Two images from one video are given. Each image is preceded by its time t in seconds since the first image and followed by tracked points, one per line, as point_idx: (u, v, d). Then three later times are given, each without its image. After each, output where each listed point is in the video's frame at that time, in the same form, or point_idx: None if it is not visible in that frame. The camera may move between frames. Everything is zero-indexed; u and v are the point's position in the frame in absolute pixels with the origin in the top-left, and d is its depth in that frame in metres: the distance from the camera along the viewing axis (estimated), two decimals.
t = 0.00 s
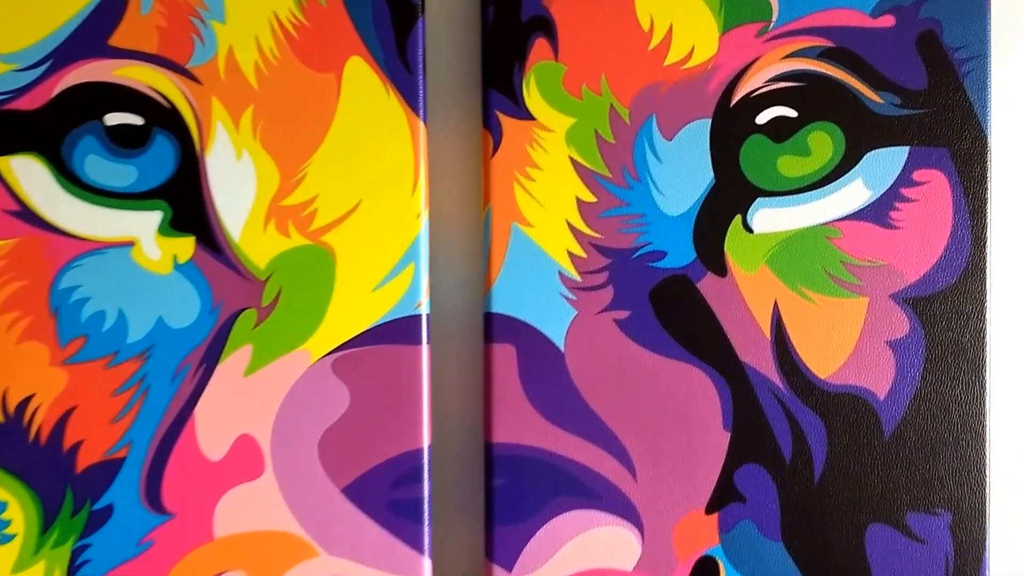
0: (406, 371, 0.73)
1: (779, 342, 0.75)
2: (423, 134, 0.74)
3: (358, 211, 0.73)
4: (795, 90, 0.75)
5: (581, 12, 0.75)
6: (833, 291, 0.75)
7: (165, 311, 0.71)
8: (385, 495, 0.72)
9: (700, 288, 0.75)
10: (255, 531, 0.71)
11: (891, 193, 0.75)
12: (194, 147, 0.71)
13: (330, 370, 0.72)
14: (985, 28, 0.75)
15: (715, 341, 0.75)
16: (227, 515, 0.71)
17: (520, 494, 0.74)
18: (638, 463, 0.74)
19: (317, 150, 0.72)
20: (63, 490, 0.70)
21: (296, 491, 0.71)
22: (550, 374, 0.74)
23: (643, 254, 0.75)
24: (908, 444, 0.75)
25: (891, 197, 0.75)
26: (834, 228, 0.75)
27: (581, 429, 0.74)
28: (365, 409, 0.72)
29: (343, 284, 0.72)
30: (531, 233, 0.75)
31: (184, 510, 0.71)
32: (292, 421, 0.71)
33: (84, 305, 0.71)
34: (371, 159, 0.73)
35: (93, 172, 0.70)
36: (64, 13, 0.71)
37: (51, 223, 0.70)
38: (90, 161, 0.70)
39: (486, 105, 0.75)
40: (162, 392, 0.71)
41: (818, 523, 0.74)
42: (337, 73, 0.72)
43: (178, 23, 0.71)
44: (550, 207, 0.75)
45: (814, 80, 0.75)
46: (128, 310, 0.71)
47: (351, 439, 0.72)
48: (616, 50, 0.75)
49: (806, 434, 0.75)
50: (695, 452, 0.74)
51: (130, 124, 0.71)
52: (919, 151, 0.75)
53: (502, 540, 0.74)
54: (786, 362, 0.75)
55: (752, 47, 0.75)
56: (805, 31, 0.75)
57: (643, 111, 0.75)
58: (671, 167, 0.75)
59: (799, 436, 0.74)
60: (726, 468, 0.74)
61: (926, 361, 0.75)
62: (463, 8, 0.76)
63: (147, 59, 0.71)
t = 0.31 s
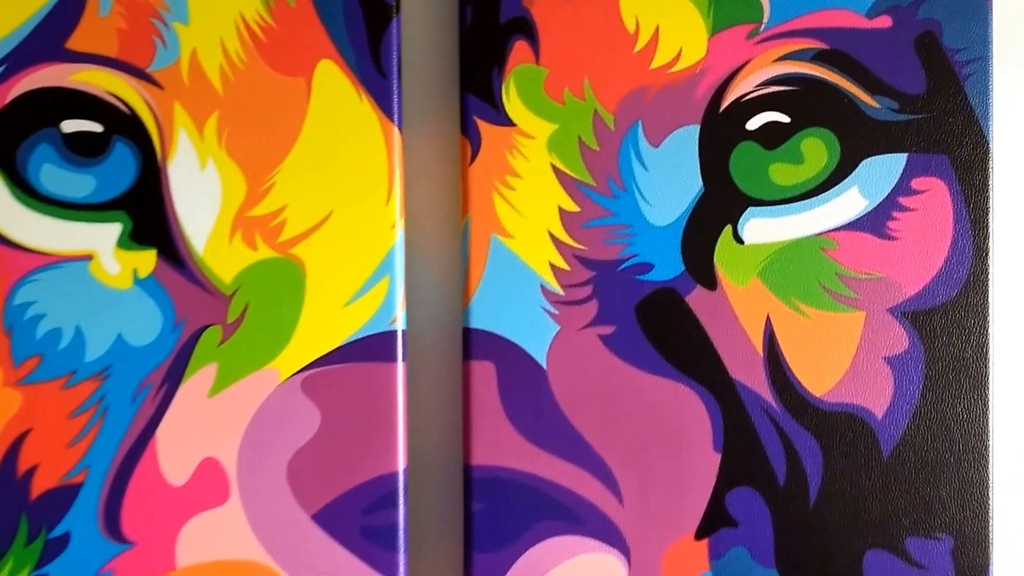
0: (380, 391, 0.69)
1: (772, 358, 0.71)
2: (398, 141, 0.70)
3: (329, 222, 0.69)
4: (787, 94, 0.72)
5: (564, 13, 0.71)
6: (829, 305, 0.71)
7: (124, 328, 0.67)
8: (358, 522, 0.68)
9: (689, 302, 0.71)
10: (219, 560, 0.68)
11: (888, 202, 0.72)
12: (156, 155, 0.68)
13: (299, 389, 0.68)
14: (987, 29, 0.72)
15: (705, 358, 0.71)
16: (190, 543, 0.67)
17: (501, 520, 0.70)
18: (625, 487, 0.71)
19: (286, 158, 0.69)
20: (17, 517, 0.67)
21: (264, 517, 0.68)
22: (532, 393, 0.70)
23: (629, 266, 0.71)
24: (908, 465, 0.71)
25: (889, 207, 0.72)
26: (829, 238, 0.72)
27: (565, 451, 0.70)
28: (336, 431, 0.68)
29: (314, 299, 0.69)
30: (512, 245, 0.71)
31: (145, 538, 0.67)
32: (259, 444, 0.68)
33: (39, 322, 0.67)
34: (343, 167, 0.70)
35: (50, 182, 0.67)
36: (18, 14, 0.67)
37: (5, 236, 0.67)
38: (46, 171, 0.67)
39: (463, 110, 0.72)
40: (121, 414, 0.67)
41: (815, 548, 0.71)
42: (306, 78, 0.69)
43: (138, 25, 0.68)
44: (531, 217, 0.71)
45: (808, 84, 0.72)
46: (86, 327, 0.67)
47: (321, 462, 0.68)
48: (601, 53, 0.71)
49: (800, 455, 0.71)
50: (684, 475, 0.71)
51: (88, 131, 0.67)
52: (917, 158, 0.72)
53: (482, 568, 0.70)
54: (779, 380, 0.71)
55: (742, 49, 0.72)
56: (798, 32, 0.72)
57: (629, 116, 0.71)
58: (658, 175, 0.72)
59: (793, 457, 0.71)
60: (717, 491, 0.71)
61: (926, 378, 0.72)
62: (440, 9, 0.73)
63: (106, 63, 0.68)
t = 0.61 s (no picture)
0: (353, 414, 0.65)
1: (765, 379, 0.68)
2: (371, 152, 0.67)
3: (298, 237, 0.66)
4: (779, 103, 0.69)
5: (545, 17, 0.68)
6: (823, 323, 0.68)
7: (82, 350, 0.64)
8: (330, 553, 0.65)
9: (677, 320, 0.68)
10: None
11: (886, 214, 0.69)
12: (115, 168, 0.64)
13: (267, 414, 0.65)
14: (988, 34, 0.69)
15: (695, 379, 0.68)
16: None
17: (481, 549, 0.67)
18: (611, 514, 0.67)
19: (252, 170, 0.65)
20: None
21: (230, 549, 0.64)
22: (513, 416, 0.67)
23: (614, 282, 0.68)
24: (908, 490, 0.68)
25: (886, 219, 0.69)
26: (823, 253, 0.69)
27: (548, 477, 0.67)
28: (306, 457, 0.65)
29: (282, 319, 0.65)
30: (491, 260, 0.68)
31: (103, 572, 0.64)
32: (225, 472, 0.64)
33: None
34: (312, 179, 0.66)
35: (4, 198, 0.64)
36: None
37: None
38: None
39: (440, 120, 0.69)
40: (79, 441, 0.64)
41: None
42: (274, 85, 0.66)
43: (97, 31, 0.65)
44: (511, 232, 0.68)
45: (801, 92, 0.69)
46: (42, 350, 0.64)
47: (290, 491, 0.65)
48: (583, 59, 0.68)
49: (795, 480, 0.68)
50: (673, 502, 0.67)
51: (44, 143, 0.64)
52: (916, 169, 0.69)
53: None
54: (772, 402, 0.68)
55: (732, 55, 0.69)
56: (791, 37, 0.69)
57: (614, 125, 0.68)
58: (645, 188, 0.68)
59: (788, 483, 0.67)
60: (708, 518, 0.67)
61: (926, 399, 0.68)
62: (415, 12, 0.69)
63: (63, 71, 0.65)
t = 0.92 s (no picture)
0: (324, 447, 0.61)
1: (759, 405, 0.65)
2: (344, 167, 0.63)
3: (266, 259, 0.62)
4: (773, 115, 0.66)
5: (527, 25, 0.65)
6: (820, 346, 0.65)
7: (34, 381, 0.61)
8: None
9: (667, 343, 0.65)
10: None
11: (884, 232, 0.66)
12: (69, 186, 0.61)
13: (233, 446, 0.61)
14: (989, 43, 0.66)
15: (686, 405, 0.64)
16: None
17: None
18: (599, 548, 0.64)
19: (216, 188, 0.62)
20: None
21: None
22: (494, 446, 0.64)
23: (601, 304, 0.65)
24: (908, 520, 0.65)
25: (883, 237, 0.66)
26: (819, 272, 0.65)
27: (532, 510, 0.63)
28: (274, 493, 0.61)
29: (249, 345, 0.61)
30: (471, 281, 0.64)
31: None
32: (187, 509, 0.60)
33: None
34: (281, 196, 0.62)
35: None
36: None
37: None
38: None
39: (417, 133, 0.65)
40: (30, 476, 0.60)
41: None
42: (239, 97, 0.62)
43: (50, 41, 0.62)
44: (492, 251, 0.64)
45: (795, 104, 0.66)
46: None
47: (258, 528, 0.61)
48: (567, 70, 0.65)
49: (791, 511, 0.64)
50: (663, 534, 0.64)
51: None
52: (915, 184, 0.66)
53: None
54: (766, 429, 0.65)
55: (723, 66, 0.66)
56: (784, 47, 0.66)
57: (600, 138, 0.65)
58: (633, 204, 0.65)
59: (783, 513, 0.64)
60: (700, 552, 0.64)
61: (926, 425, 0.65)
62: (391, 19, 0.66)
63: (14, 83, 0.62)
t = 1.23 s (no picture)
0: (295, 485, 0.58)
1: (753, 435, 0.62)
2: (315, 187, 0.60)
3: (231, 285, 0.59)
4: (766, 131, 0.63)
5: (509, 37, 0.62)
6: (816, 372, 0.62)
7: None
8: None
9: (657, 371, 0.62)
10: None
11: (881, 253, 0.63)
12: (19, 209, 0.58)
13: (196, 486, 0.57)
14: (989, 56, 0.64)
15: (677, 436, 0.61)
16: None
17: None
18: None
19: (177, 210, 0.58)
20: None
21: None
22: (476, 481, 0.60)
23: (587, 330, 0.61)
24: (907, 554, 0.62)
25: (881, 258, 0.63)
26: (815, 295, 0.63)
27: (515, 548, 0.60)
28: (241, 534, 0.57)
29: (212, 378, 0.58)
30: (450, 307, 0.61)
31: None
32: (147, 553, 0.57)
33: None
34: (248, 218, 0.59)
35: None
36: None
37: None
38: None
39: (393, 151, 0.61)
40: None
41: None
42: (203, 114, 0.59)
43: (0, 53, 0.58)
44: (472, 275, 0.61)
45: (788, 119, 0.63)
46: None
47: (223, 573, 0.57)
48: (551, 84, 0.62)
49: (786, 545, 0.61)
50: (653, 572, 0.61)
51: None
52: (913, 203, 0.63)
53: None
54: (760, 460, 0.62)
55: (714, 80, 0.63)
56: (777, 60, 0.63)
57: (586, 156, 0.62)
58: (620, 226, 0.62)
59: (778, 549, 0.61)
60: None
61: (925, 454, 0.63)
62: (365, 30, 0.63)
63: None
